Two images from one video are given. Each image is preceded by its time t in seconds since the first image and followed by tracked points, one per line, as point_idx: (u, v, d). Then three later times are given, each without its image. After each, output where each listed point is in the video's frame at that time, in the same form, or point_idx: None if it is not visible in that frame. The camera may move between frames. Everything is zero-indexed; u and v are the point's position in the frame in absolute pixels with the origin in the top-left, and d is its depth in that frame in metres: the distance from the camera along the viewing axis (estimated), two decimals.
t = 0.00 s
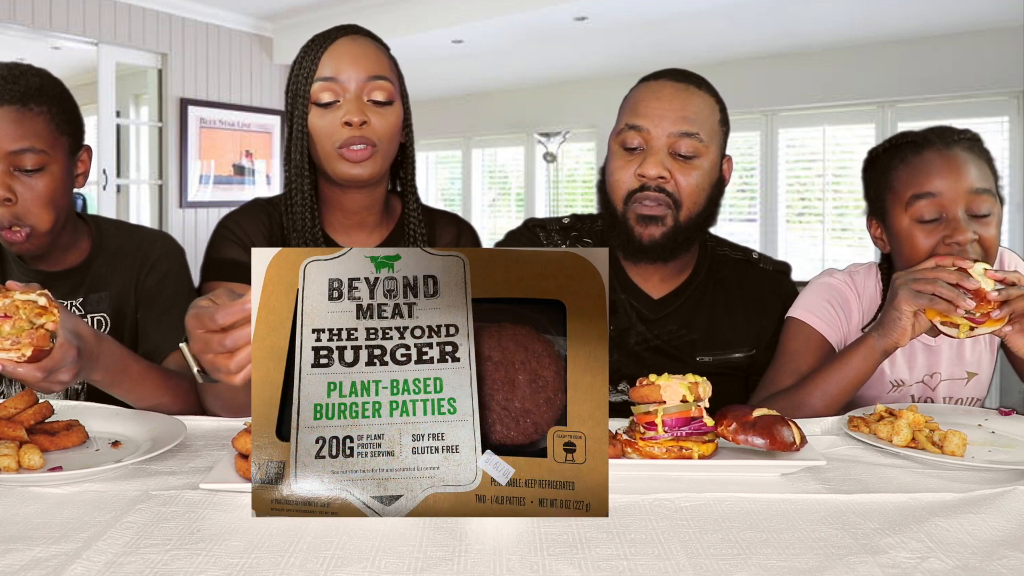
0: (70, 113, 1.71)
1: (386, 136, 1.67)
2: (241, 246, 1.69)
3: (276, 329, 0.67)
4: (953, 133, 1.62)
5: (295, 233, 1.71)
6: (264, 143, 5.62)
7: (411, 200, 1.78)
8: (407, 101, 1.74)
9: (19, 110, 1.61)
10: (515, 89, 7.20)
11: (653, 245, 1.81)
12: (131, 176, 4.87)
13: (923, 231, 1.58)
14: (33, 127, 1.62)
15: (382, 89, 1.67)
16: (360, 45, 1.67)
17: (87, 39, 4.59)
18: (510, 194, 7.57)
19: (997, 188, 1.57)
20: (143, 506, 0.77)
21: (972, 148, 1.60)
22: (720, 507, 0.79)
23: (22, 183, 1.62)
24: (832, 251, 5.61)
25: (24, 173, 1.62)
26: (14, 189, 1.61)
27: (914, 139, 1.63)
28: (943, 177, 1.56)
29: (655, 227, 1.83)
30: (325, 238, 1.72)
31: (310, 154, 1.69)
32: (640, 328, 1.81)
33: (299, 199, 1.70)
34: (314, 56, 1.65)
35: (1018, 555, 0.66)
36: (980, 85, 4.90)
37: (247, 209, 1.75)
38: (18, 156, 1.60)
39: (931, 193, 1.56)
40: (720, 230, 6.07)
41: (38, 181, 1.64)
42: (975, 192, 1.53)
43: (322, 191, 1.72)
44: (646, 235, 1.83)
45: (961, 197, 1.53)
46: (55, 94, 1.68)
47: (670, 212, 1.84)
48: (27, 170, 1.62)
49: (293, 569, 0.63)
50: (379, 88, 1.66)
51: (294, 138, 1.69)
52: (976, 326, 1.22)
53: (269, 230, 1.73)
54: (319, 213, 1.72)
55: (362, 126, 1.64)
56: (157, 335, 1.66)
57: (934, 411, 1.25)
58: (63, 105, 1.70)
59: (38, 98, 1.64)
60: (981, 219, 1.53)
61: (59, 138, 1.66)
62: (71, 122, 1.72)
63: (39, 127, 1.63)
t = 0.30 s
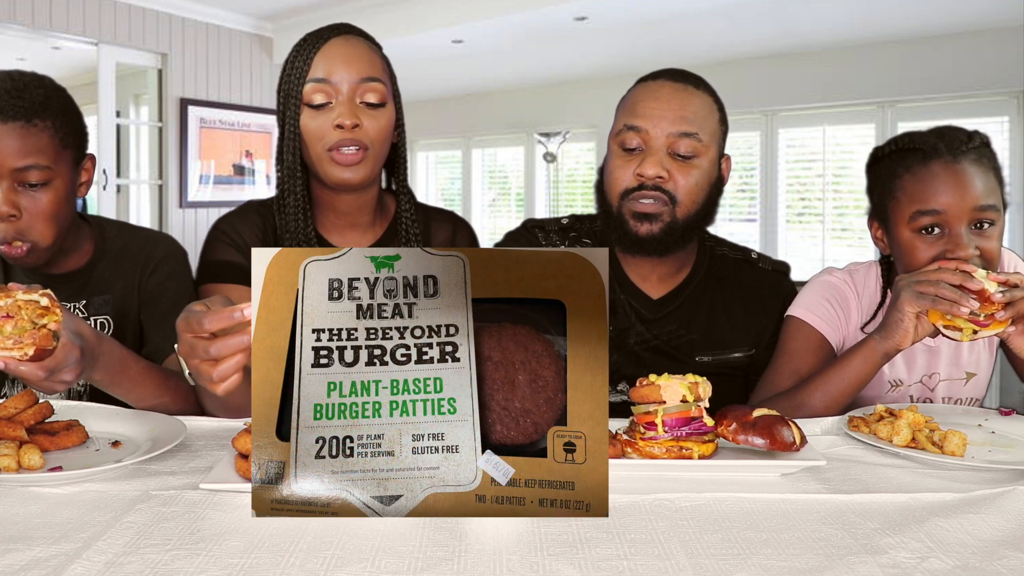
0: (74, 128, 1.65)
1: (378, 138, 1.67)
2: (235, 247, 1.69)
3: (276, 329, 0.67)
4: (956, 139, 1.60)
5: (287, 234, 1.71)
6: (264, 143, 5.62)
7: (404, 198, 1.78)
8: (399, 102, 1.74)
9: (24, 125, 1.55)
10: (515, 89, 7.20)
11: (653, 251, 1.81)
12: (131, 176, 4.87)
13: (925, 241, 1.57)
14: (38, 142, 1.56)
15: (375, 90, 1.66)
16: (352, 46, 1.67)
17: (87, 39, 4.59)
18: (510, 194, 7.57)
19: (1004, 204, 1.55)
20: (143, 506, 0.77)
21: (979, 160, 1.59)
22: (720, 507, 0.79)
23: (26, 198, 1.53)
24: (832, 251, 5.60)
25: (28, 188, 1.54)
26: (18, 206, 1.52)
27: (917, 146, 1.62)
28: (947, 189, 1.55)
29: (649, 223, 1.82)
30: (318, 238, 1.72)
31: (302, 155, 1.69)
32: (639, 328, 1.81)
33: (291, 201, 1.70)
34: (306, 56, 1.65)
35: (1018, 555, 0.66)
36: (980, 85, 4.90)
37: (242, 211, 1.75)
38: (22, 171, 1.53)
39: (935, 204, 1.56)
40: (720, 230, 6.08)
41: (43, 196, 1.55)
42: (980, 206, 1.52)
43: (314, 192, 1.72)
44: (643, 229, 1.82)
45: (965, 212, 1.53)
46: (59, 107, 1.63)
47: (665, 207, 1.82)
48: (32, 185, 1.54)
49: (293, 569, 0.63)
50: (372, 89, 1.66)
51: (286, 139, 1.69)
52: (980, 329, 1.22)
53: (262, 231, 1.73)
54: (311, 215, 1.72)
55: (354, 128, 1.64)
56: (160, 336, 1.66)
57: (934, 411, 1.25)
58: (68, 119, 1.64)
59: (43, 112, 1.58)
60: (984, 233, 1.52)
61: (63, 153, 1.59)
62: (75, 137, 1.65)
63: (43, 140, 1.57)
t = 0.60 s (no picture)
0: (82, 132, 1.64)
1: (373, 139, 1.67)
2: (233, 248, 1.69)
3: (276, 330, 0.67)
4: (954, 137, 1.60)
5: (283, 235, 1.71)
6: (264, 143, 5.63)
7: (400, 197, 1.78)
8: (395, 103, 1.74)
9: (37, 129, 1.53)
10: (515, 89, 7.20)
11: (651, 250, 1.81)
12: (131, 176, 4.88)
13: (925, 241, 1.57)
14: (51, 146, 1.54)
15: (370, 90, 1.66)
16: (347, 46, 1.67)
17: (87, 39, 4.59)
18: (510, 194, 7.57)
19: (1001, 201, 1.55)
20: (143, 506, 0.77)
21: (976, 157, 1.58)
22: (720, 507, 0.79)
23: (39, 202, 1.51)
24: (832, 251, 5.60)
25: (41, 192, 1.52)
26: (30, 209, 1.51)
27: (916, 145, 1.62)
28: (946, 187, 1.55)
29: (647, 223, 1.82)
30: (314, 239, 1.72)
31: (297, 156, 1.68)
32: (640, 328, 1.81)
33: (286, 202, 1.70)
34: (300, 56, 1.65)
35: (1018, 555, 0.66)
36: (980, 85, 4.89)
37: (239, 211, 1.74)
38: (34, 174, 1.51)
39: (934, 203, 1.55)
40: (720, 230, 6.07)
41: (54, 200, 1.54)
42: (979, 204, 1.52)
43: (310, 193, 1.71)
44: (641, 228, 1.82)
45: (963, 209, 1.52)
46: (71, 112, 1.62)
47: (665, 207, 1.82)
48: (43, 189, 1.52)
49: (293, 569, 0.63)
50: (367, 90, 1.66)
51: (280, 140, 1.68)
52: (981, 329, 1.22)
53: (258, 231, 1.72)
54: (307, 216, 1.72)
55: (349, 129, 1.64)
56: (158, 336, 1.65)
57: (934, 411, 1.25)
58: (78, 124, 1.63)
59: (57, 116, 1.57)
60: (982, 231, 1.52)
61: (74, 158, 1.58)
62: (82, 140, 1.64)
63: (56, 144, 1.55)
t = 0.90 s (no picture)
0: (92, 135, 1.67)
1: (370, 140, 1.67)
2: (233, 249, 1.69)
3: (276, 329, 0.67)
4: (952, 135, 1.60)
5: (281, 236, 1.72)
6: (264, 143, 5.63)
7: (399, 198, 1.78)
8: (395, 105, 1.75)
9: (47, 135, 1.56)
10: (515, 89, 7.20)
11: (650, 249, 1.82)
12: (131, 176, 4.88)
13: (923, 240, 1.56)
14: (60, 152, 1.57)
15: (368, 91, 1.67)
16: (345, 47, 1.67)
17: (87, 39, 4.59)
18: (510, 194, 7.57)
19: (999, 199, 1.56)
20: (143, 506, 0.77)
21: (974, 156, 1.58)
22: (720, 507, 0.79)
23: (47, 206, 1.56)
24: (832, 251, 5.60)
25: (49, 197, 1.56)
26: (39, 213, 1.55)
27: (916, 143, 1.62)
28: (944, 186, 1.55)
29: (649, 226, 1.83)
30: (312, 240, 1.73)
31: (295, 157, 1.68)
32: (639, 328, 1.81)
33: (284, 203, 1.70)
34: (298, 57, 1.64)
35: (1018, 554, 0.66)
36: (980, 85, 4.89)
37: (238, 211, 1.74)
38: (44, 180, 1.56)
39: (932, 202, 1.55)
40: (720, 230, 6.07)
41: (62, 205, 1.58)
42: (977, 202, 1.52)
43: (308, 194, 1.72)
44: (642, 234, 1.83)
45: (961, 208, 1.52)
46: (80, 116, 1.64)
47: (664, 210, 1.83)
48: (53, 193, 1.57)
49: (293, 569, 0.63)
50: (365, 91, 1.66)
51: (279, 141, 1.68)
52: (984, 335, 1.21)
53: (257, 232, 1.72)
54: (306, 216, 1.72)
55: (347, 130, 1.64)
56: (158, 335, 1.64)
57: (934, 411, 1.25)
58: (87, 128, 1.65)
59: (68, 122, 1.60)
60: (980, 230, 1.51)
61: (84, 164, 1.61)
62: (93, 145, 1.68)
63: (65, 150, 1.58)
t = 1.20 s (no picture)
0: (97, 142, 1.69)
1: (373, 141, 1.66)
2: (232, 248, 1.67)
3: (276, 330, 0.67)
4: (958, 129, 1.61)
5: (281, 235, 1.71)
6: (264, 143, 5.63)
7: (399, 198, 1.78)
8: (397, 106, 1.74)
9: (54, 140, 1.58)
10: (515, 89, 7.21)
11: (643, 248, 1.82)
12: (131, 176, 4.88)
13: (922, 228, 1.57)
14: (67, 157, 1.60)
15: (371, 93, 1.66)
16: (348, 47, 1.66)
17: (87, 39, 4.59)
18: (510, 194, 7.58)
19: (999, 191, 1.57)
20: (143, 506, 0.77)
21: (978, 148, 1.59)
22: (720, 507, 0.79)
23: (51, 210, 1.57)
24: (832, 251, 5.60)
25: (54, 201, 1.58)
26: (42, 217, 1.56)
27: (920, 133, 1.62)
28: (945, 175, 1.56)
29: (639, 215, 1.82)
30: (313, 240, 1.72)
31: (297, 157, 1.67)
32: (635, 328, 1.81)
33: (286, 204, 1.70)
34: (302, 57, 1.64)
35: (1018, 555, 0.66)
36: (980, 85, 4.89)
37: (237, 211, 1.73)
38: (49, 184, 1.57)
39: (934, 190, 1.56)
40: (720, 230, 6.08)
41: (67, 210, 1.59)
42: (976, 192, 1.54)
43: (309, 193, 1.71)
44: (632, 222, 1.82)
45: (961, 197, 1.54)
46: (86, 121, 1.67)
47: (655, 200, 1.82)
48: (56, 198, 1.58)
49: (293, 569, 0.63)
50: (369, 92, 1.66)
51: (280, 140, 1.68)
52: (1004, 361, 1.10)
53: (257, 231, 1.71)
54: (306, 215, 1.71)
55: (349, 131, 1.63)
56: (158, 333, 1.64)
57: (934, 411, 1.25)
58: (93, 133, 1.68)
59: (75, 128, 1.63)
60: (978, 223, 1.54)
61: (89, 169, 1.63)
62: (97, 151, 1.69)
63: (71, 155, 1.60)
